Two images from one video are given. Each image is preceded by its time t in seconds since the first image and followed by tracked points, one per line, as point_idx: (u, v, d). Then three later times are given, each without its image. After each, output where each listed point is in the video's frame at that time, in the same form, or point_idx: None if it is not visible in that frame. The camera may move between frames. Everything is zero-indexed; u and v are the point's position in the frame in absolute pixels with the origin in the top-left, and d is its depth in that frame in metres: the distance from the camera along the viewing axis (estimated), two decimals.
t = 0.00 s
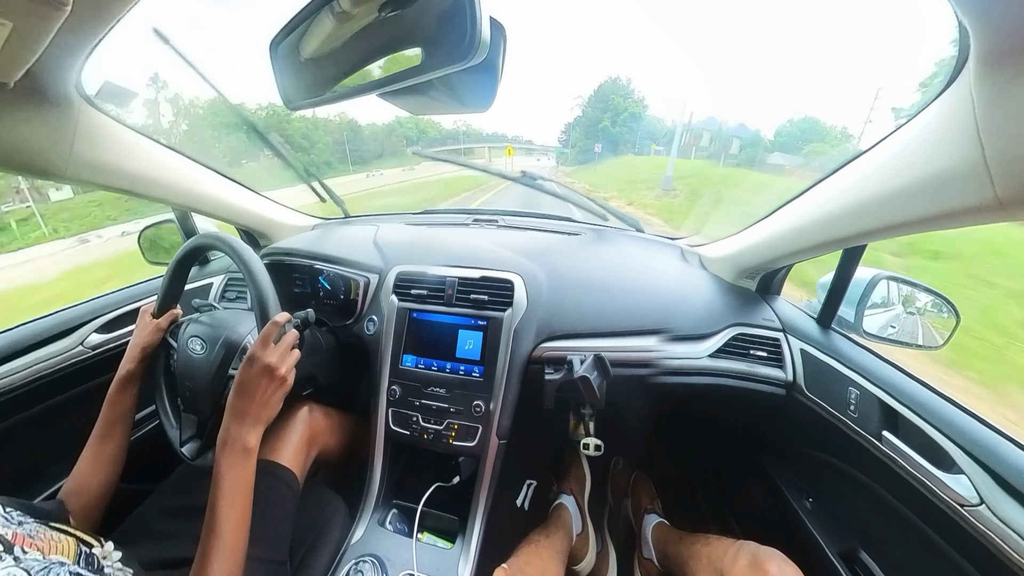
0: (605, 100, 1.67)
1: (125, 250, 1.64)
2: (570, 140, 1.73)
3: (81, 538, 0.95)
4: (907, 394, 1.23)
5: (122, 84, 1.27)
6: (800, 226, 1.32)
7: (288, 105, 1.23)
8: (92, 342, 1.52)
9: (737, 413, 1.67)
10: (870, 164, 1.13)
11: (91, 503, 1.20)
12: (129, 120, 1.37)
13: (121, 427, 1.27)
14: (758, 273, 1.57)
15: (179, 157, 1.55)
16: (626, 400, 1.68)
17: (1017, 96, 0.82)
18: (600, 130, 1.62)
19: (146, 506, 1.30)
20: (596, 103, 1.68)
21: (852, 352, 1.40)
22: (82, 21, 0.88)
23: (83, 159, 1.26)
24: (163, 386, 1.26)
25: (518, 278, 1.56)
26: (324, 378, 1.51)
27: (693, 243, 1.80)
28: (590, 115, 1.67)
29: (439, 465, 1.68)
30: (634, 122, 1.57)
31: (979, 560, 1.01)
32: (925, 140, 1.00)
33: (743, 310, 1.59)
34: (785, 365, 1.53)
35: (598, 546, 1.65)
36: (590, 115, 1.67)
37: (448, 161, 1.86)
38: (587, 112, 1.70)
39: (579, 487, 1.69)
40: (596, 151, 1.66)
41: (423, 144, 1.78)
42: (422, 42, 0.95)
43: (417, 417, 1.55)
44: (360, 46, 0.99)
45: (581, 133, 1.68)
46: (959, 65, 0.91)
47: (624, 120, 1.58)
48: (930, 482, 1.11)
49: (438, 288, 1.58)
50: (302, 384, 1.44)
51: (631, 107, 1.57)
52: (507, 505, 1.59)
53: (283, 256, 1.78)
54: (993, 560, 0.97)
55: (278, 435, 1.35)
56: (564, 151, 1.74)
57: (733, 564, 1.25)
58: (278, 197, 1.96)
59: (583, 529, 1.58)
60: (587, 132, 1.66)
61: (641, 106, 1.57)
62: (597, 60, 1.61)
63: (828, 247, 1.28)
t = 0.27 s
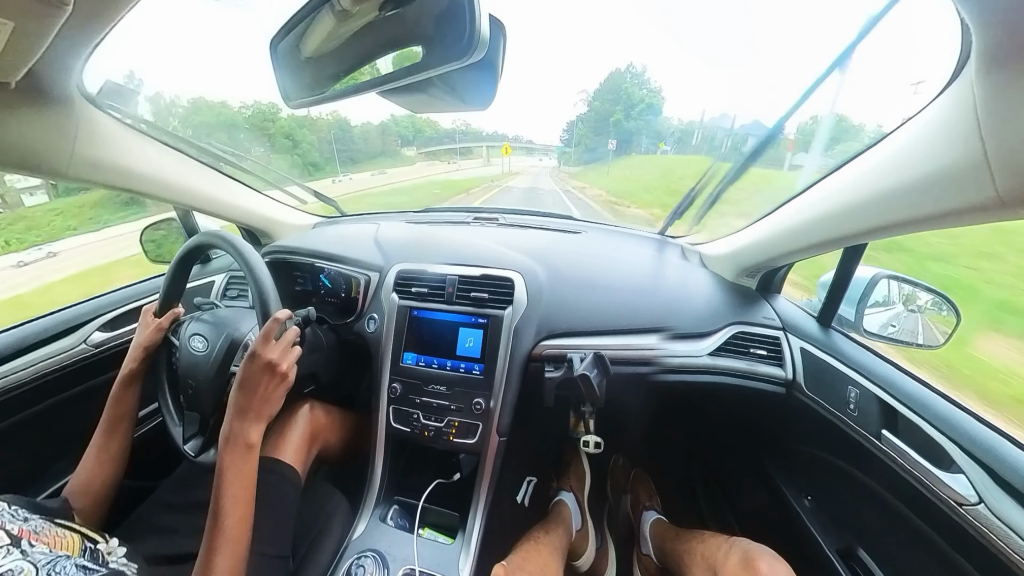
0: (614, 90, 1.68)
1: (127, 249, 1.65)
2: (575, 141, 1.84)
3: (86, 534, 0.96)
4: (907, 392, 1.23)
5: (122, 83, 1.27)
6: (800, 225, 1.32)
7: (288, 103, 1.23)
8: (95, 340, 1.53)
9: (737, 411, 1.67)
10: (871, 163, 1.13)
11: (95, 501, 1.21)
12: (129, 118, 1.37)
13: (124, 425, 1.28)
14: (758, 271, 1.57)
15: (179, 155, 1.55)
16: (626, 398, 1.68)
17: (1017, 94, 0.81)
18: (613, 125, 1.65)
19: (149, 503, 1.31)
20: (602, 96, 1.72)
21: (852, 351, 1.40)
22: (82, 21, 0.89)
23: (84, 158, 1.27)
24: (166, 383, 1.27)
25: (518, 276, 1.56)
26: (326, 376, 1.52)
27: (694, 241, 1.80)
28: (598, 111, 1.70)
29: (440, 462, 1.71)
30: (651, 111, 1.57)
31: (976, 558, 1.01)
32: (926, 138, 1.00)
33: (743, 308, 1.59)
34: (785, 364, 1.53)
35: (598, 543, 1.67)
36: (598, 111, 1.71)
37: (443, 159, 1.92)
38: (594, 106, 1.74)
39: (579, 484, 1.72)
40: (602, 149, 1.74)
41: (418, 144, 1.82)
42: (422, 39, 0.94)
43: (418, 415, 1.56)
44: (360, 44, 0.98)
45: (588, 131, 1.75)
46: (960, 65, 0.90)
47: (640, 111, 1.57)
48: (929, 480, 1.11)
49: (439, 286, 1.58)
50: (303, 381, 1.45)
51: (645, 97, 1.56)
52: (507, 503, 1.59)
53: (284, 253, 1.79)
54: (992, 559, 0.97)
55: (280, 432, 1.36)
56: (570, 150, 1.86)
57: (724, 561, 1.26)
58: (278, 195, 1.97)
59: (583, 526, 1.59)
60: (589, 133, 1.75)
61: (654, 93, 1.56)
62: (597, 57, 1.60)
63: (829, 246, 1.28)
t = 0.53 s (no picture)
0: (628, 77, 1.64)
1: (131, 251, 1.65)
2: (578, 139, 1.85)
3: (90, 536, 0.96)
4: (911, 392, 1.22)
5: (128, 87, 1.28)
6: (805, 224, 1.32)
7: (291, 106, 1.23)
8: (99, 342, 1.53)
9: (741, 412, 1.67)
10: (874, 162, 1.13)
11: (99, 501, 1.21)
12: (134, 122, 1.37)
13: (128, 426, 1.28)
14: (761, 272, 1.57)
15: (183, 158, 1.55)
16: (629, 400, 1.68)
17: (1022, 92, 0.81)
18: (630, 116, 1.62)
19: (153, 505, 1.31)
20: (615, 84, 1.69)
21: (856, 351, 1.40)
22: (87, 26, 0.89)
23: (88, 161, 1.27)
24: (170, 385, 1.28)
25: (520, 277, 1.56)
26: (329, 378, 1.52)
27: (696, 241, 1.80)
28: (612, 101, 1.68)
29: (444, 463, 1.71)
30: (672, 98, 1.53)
31: (981, 558, 1.01)
32: (928, 138, 1.00)
33: (746, 308, 1.59)
34: (788, 364, 1.53)
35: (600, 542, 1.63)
36: (611, 102, 1.68)
37: (438, 159, 1.95)
38: (606, 96, 1.71)
39: (582, 485, 1.73)
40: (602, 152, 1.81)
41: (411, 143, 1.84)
42: (428, 41, 0.95)
43: (421, 416, 1.56)
44: (365, 46, 0.98)
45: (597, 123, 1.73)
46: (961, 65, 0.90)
47: (662, 100, 1.53)
48: (933, 480, 1.11)
49: (442, 287, 1.58)
50: (306, 384, 1.45)
51: (665, 85, 1.53)
52: (512, 505, 1.59)
53: (287, 256, 1.79)
54: (997, 559, 0.97)
55: (283, 434, 1.36)
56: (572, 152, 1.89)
57: (729, 560, 1.25)
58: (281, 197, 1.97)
59: (587, 527, 1.59)
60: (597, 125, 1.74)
61: (675, 81, 1.53)
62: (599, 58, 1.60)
63: (831, 246, 1.28)
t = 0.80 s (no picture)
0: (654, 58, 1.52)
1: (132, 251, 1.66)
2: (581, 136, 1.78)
3: (91, 534, 0.96)
4: (912, 393, 1.22)
5: (129, 88, 1.28)
6: (806, 224, 1.31)
7: (292, 107, 1.23)
8: (100, 342, 1.53)
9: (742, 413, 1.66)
10: (875, 162, 1.13)
11: (101, 498, 1.22)
12: (135, 122, 1.37)
13: (129, 424, 1.29)
14: (762, 272, 1.56)
15: (184, 158, 1.56)
16: (630, 400, 1.68)
17: None
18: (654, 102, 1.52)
19: (154, 504, 1.31)
20: (634, 68, 1.59)
21: (856, 351, 1.39)
22: (90, 26, 0.90)
23: (89, 161, 1.27)
24: (171, 384, 1.28)
25: (521, 277, 1.56)
26: (330, 378, 1.53)
27: (697, 241, 1.79)
28: (631, 87, 1.58)
29: (444, 463, 1.71)
30: (704, 82, 1.43)
31: (982, 559, 1.01)
32: (930, 137, 1.00)
33: (747, 309, 1.58)
34: (789, 364, 1.53)
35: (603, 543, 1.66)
36: (631, 87, 1.58)
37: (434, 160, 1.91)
38: (624, 82, 1.61)
39: (583, 485, 1.74)
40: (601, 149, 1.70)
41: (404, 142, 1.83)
42: (427, 43, 0.95)
43: (421, 416, 1.56)
44: (364, 47, 0.98)
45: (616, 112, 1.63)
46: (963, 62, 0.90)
47: (690, 85, 1.43)
48: (933, 480, 1.11)
49: (442, 287, 1.59)
50: (307, 383, 1.45)
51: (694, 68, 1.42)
52: (512, 505, 1.59)
53: (288, 256, 1.80)
54: (998, 560, 0.96)
55: (283, 433, 1.36)
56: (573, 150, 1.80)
57: (734, 559, 1.25)
58: (282, 197, 1.97)
59: (588, 528, 1.59)
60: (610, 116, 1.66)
61: (710, 61, 1.42)
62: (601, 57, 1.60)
63: (831, 246, 1.27)
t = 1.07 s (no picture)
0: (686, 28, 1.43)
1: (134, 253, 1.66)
2: (586, 134, 1.84)
3: (94, 535, 0.96)
4: (914, 392, 1.21)
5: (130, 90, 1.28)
6: (805, 224, 1.31)
7: (292, 109, 1.24)
8: (103, 343, 1.54)
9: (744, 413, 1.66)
10: (874, 161, 1.12)
11: (104, 498, 1.22)
12: (137, 124, 1.38)
13: (132, 424, 1.29)
14: (762, 272, 1.56)
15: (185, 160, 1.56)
16: (631, 400, 1.68)
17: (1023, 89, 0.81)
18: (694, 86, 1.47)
19: (156, 505, 1.32)
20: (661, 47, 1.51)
21: (858, 351, 1.39)
22: (93, 29, 0.90)
23: (90, 163, 1.27)
24: (172, 385, 1.29)
25: (521, 278, 1.57)
26: (331, 378, 1.53)
27: (698, 241, 1.79)
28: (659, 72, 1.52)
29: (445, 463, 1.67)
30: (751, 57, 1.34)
31: (985, 559, 1.00)
32: (929, 136, 1.00)
33: (748, 308, 1.58)
34: (790, 364, 1.52)
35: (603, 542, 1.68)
36: (654, 69, 1.52)
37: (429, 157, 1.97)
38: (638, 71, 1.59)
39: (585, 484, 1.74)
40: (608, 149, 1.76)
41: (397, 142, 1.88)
42: (427, 45, 0.95)
43: (422, 417, 1.57)
44: (363, 50, 0.99)
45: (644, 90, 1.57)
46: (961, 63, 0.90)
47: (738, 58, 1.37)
48: (935, 480, 1.11)
49: (442, 288, 1.59)
50: (308, 384, 1.46)
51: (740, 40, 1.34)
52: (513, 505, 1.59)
53: (289, 257, 1.80)
54: (1001, 559, 0.96)
55: (285, 434, 1.37)
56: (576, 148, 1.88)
57: (758, 557, 1.26)
58: (283, 199, 1.97)
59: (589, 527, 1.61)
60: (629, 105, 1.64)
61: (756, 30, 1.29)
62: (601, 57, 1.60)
63: (831, 245, 1.27)
